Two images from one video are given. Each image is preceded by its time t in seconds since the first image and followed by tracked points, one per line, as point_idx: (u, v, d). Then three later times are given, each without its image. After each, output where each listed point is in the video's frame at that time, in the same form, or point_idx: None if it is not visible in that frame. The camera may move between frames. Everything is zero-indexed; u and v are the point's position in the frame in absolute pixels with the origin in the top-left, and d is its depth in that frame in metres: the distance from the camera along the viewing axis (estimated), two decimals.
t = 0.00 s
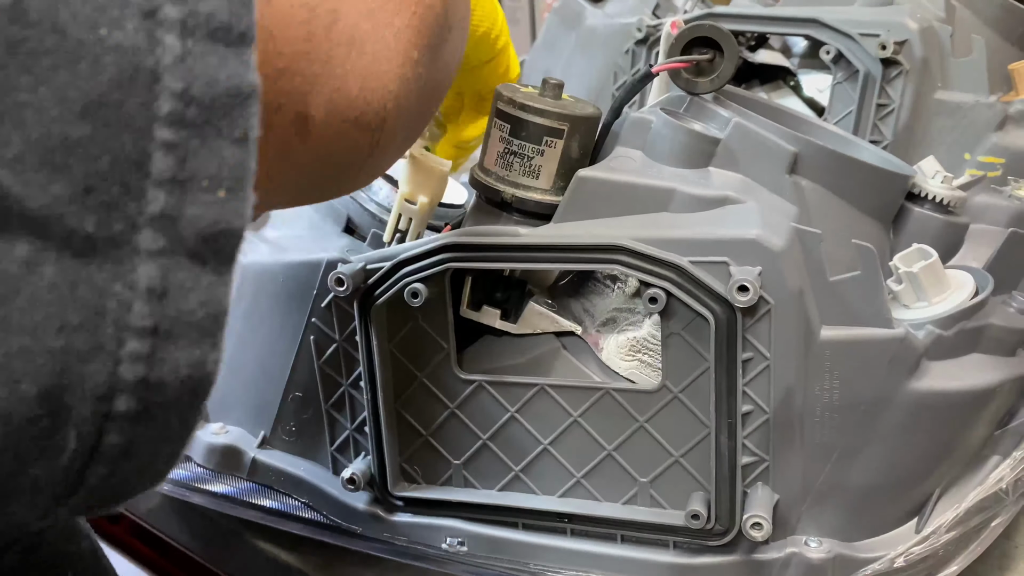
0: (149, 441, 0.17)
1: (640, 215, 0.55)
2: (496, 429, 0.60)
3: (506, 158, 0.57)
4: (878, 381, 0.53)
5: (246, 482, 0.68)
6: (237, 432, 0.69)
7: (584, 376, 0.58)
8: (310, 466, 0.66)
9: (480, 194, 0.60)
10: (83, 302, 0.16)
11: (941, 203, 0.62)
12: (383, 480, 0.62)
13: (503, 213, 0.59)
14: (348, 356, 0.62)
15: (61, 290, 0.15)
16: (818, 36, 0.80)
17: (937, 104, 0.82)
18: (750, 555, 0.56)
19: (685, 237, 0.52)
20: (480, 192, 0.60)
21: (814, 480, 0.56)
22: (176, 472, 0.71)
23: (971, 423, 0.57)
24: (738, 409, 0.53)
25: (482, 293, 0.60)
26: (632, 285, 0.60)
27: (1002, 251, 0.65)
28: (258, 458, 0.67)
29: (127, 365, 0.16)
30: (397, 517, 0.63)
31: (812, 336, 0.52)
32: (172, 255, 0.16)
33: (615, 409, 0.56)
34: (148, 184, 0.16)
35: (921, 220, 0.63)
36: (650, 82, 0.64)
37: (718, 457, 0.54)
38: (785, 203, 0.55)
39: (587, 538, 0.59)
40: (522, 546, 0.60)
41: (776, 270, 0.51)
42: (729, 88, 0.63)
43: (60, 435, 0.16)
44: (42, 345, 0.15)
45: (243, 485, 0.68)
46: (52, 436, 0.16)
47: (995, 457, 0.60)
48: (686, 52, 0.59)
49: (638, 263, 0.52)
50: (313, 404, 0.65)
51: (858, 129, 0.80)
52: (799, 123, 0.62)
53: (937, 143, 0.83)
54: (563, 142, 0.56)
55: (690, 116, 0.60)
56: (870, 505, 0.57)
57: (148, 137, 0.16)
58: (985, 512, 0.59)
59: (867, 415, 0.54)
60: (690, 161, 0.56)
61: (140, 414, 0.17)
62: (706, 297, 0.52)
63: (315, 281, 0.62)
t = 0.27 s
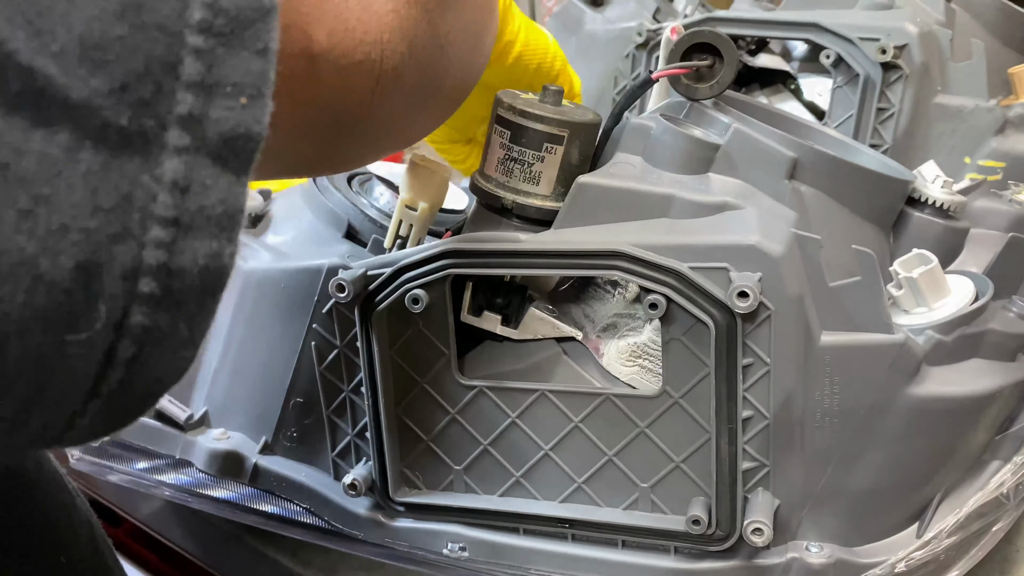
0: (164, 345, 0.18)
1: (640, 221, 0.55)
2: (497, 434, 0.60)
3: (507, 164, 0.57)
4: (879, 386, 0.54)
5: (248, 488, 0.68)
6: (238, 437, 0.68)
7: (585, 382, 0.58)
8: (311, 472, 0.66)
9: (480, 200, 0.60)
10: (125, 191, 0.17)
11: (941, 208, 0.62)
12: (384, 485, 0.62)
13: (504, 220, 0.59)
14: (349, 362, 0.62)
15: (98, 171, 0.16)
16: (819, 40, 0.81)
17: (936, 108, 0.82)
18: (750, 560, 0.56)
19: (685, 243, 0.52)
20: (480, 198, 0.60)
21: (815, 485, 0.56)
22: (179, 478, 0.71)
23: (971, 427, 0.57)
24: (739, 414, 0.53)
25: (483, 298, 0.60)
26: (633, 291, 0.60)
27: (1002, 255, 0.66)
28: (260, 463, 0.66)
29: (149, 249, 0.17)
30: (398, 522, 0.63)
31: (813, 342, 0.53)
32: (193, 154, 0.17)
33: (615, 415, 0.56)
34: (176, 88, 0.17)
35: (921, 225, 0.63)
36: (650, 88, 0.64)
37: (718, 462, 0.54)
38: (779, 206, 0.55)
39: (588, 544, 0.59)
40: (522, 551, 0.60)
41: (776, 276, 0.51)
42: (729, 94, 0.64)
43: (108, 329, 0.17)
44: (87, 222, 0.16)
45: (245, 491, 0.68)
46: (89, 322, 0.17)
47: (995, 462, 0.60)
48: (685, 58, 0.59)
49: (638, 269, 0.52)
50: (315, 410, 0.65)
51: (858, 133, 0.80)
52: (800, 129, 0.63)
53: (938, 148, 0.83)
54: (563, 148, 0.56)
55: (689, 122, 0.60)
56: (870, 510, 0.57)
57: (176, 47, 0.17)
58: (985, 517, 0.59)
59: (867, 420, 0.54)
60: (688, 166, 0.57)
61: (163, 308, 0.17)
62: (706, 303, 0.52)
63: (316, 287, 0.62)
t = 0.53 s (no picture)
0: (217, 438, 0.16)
1: (638, 227, 0.55)
2: (497, 439, 0.60)
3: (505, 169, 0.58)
4: (877, 391, 0.54)
5: (247, 493, 0.69)
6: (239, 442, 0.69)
7: (584, 387, 0.59)
8: (311, 476, 0.66)
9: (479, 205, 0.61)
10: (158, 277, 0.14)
11: (939, 213, 0.63)
12: (385, 490, 0.63)
13: (503, 227, 0.59)
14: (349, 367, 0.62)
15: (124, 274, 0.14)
16: (817, 45, 0.81)
17: (935, 112, 0.82)
18: (749, 564, 0.56)
19: (683, 248, 0.52)
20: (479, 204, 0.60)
21: (813, 489, 0.56)
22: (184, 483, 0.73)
23: (968, 432, 0.57)
24: (737, 418, 0.53)
25: (482, 303, 0.61)
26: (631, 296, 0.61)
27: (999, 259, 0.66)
28: (259, 468, 0.67)
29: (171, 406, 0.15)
30: (398, 526, 0.64)
31: (810, 347, 0.53)
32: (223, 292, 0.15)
33: (614, 420, 0.57)
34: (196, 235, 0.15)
35: (918, 230, 0.63)
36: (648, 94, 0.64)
37: (717, 467, 0.54)
38: (777, 211, 0.55)
39: (588, 548, 0.60)
40: (522, 556, 0.60)
41: (773, 281, 0.51)
42: (727, 99, 0.64)
43: (139, 432, 0.15)
44: (115, 337, 0.14)
45: (244, 496, 0.69)
46: (123, 438, 0.15)
47: (993, 465, 0.60)
48: (683, 65, 0.60)
49: (636, 274, 0.52)
50: (315, 415, 0.65)
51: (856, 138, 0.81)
52: (800, 134, 0.63)
53: (936, 151, 0.84)
54: (562, 154, 0.57)
55: (687, 127, 0.60)
56: (869, 515, 0.57)
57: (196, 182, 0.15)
58: (983, 521, 0.59)
59: (866, 425, 0.54)
60: (686, 172, 0.57)
61: (198, 410, 0.15)
62: (704, 308, 0.52)
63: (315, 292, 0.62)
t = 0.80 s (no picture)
0: (172, 490, 0.21)
1: (640, 231, 0.56)
2: (501, 442, 0.60)
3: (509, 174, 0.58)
4: (877, 394, 0.54)
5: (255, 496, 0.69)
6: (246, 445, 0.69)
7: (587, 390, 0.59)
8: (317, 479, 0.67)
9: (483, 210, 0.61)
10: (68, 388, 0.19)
11: (939, 217, 0.63)
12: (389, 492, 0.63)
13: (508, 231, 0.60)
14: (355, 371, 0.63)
15: (47, 388, 0.19)
16: (817, 51, 0.81)
17: (934, 117, 0.83)
18: (752, 565, 0.57)
19: (684, 253, 0.53)
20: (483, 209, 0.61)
21: (814, 491, 0.56)
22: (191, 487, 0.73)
23: (969, 435, 0.57)
24: (739, 422, 0.54)
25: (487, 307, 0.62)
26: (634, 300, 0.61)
27: (998, 263, 0.66)
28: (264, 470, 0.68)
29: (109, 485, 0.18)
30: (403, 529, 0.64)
31: (812, 350, 0.53)
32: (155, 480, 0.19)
33: (617, 423, 0.57)
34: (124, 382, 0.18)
35: (918, 235, 0.63)
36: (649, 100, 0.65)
37: (719, 469, 0.55)
38: (780, 217, 0.56)
39: (590, 550, 0.60)
40: (526, 557, 0.61)
41: (774, 285, 0.52)
42: (729, 105, 0.65)
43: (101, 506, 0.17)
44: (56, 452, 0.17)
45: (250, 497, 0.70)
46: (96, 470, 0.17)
47: (993, 467, 0.60)
48: (684, 72, 0.60)
49: (639, 278, 0.53)
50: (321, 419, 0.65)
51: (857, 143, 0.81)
52: (801, 140, 0.63)
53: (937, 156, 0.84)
54: (565, 161, 0.57)
55: (689, 133, 0.61)
56: (869, 517, 0.57)
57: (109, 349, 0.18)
58: (984, 524, 0.59)
59: (866, 428, 0.55)
60: (687, 177, 0.58)
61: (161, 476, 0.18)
62: (706, 311, 0.52)
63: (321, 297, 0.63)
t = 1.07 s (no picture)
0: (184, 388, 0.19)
1: (641, 234, 0.56)
2: (502, 443, 0.61)
3: (511, 178, 0.59)
4: (876, 395, 0.55)
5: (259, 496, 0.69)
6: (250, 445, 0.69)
7: (588, 392, 0.59)
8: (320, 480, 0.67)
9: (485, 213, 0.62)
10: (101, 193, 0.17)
11: (937, 220, 0.64)
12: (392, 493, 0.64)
13: (509, 233, 0.61)
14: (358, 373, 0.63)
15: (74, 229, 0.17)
16: (815, 54, 0.82)
17: (933, 121, 0.83)
18: (752, 565, 0.57)
19: (685, 255, 0.53)
20: (486, 212, 0.61)
21: (814, 491, 0.57)
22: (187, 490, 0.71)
23: (967, 435, 0.58)
24: (739, 422, 0.54)
25: (489, 310, 0.62)
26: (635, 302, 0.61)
27: (995, 265, 0.66)
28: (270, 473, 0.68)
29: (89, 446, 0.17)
30: (406, 529, 0.64)
31: (811, 351, 0.54)
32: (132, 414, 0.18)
33: (618, 423, 0.58)
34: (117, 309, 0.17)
35: (916, 237, 0.64)
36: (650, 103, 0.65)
37: (719, 470, 0.55)
38: (780, 220, 0.56)
39: (592, 549, 0.60)
40: (528, 557, 0.61)
41: (774, 287, 0.52)
42: (729, 108, 0.65)
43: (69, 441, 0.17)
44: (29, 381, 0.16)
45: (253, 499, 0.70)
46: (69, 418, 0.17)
47: (991, 468, 0.60)
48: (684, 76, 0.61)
49: (640, 280, 0.53)
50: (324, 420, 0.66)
51: (858, 147, 0.82)
52: (798, 141, 0.64)
53: (937, 159, 0.85)
54: (566, 163, 0.58)
55: (689, 137, 0.61)
56: (869, 516, 0.58)
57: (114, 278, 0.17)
58: (982, 524, 0.60)
59: (865, 428, 0.55)
60: (687, 180, 0.58)
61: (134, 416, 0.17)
62: (706, 313, 0.53)
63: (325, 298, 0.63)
